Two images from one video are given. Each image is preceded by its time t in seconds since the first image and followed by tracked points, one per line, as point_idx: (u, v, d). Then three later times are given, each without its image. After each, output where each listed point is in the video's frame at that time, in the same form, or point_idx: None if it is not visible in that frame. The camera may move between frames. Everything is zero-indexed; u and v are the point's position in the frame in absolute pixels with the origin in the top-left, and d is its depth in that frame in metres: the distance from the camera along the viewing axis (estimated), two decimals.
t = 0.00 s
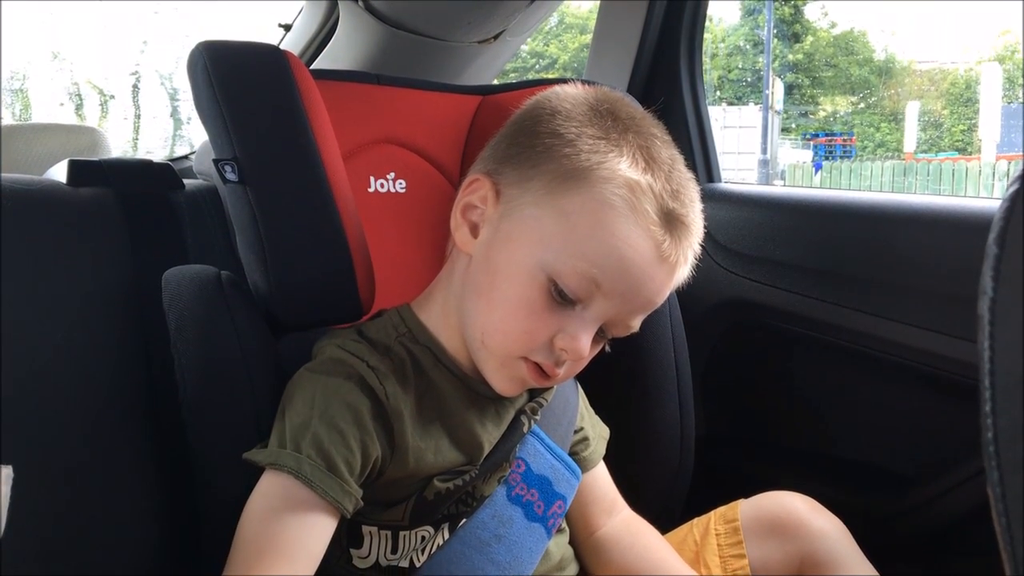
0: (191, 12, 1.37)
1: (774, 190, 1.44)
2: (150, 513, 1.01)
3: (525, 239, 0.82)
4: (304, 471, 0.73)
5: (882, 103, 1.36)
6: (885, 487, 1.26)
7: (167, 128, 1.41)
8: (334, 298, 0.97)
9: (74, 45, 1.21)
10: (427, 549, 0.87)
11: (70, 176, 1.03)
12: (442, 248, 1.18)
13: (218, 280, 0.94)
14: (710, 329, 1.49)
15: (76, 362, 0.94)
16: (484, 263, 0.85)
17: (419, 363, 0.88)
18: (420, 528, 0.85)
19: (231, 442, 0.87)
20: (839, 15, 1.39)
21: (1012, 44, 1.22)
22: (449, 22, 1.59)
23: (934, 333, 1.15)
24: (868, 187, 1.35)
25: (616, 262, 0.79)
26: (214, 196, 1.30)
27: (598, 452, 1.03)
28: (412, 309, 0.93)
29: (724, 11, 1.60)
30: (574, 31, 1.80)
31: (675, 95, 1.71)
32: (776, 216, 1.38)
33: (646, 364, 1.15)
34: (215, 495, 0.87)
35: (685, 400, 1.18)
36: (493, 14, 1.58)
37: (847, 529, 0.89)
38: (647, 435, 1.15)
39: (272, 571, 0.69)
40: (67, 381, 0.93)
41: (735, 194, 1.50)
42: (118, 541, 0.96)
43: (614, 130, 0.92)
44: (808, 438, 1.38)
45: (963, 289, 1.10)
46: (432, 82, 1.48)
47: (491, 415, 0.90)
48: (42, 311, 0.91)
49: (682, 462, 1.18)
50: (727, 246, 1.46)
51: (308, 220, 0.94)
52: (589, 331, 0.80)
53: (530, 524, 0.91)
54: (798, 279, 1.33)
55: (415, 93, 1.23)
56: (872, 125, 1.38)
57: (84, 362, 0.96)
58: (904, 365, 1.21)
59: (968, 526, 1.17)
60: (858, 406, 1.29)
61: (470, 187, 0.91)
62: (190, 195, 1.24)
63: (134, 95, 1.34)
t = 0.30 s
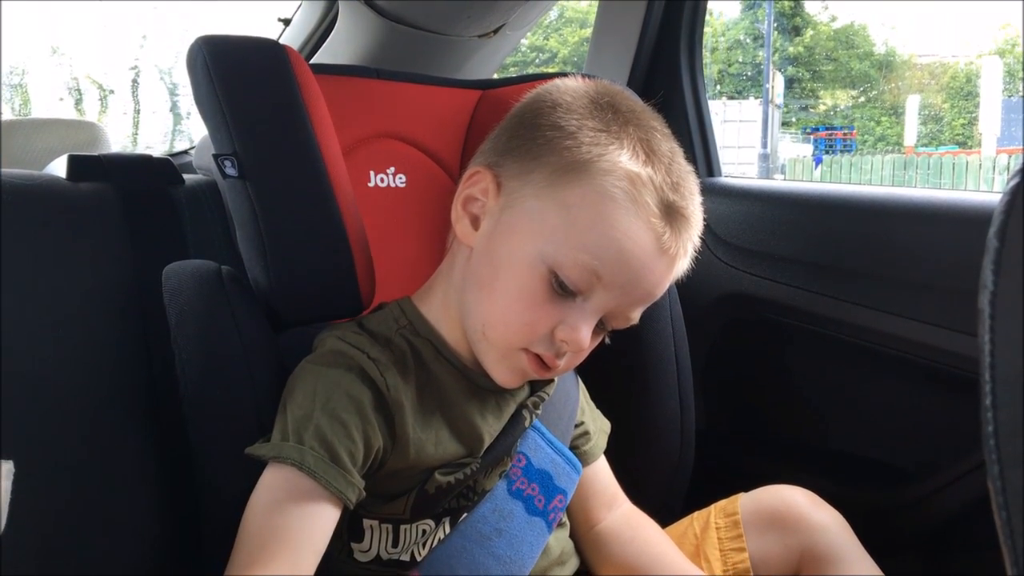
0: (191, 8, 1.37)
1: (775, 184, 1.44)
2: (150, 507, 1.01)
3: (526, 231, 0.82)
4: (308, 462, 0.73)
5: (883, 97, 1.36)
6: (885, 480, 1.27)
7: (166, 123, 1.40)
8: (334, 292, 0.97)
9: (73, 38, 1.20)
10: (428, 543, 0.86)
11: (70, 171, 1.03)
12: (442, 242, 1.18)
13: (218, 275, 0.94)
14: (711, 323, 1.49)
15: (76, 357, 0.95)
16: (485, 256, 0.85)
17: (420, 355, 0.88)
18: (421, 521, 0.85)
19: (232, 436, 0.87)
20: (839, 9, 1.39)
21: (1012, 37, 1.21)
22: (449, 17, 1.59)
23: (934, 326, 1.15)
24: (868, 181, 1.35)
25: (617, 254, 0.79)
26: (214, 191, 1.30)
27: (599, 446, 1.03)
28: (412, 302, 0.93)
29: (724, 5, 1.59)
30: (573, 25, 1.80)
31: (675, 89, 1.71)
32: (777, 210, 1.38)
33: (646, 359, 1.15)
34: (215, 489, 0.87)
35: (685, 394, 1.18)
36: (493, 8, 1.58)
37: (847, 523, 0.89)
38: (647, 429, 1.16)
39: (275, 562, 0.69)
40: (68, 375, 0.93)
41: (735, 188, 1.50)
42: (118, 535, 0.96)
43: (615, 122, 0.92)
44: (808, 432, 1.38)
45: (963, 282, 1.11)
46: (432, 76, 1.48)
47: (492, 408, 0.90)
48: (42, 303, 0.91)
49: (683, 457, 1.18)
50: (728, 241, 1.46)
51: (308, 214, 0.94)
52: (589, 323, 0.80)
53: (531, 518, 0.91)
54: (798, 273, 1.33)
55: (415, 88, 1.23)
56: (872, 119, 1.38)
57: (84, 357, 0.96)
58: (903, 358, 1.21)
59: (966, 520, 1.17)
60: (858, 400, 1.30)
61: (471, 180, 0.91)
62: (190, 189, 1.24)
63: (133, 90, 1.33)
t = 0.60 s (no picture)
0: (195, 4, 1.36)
1: (775, 179, 1.44)
2: (151, 501, 1.01)
3: (527, 227, 0.82)
4: (312, 455, 0.73)
5: (882, 92, 1.36)
6: (884, 475, 1.27)
7: (165, 117, 1.41)
8: (334, 287, 0.97)
9: (73, 37, 1.17)
10: (428, 537, 0.87)
11: (70, 166, 1.03)
12: (442, 237, 1.18)
13: (218, 270, 0.94)
14: (710, 318, 1.49)
15: (77, 353, 0.95)
16: (485, 251, 0.85)
17: (420, 350, 0.88)
18: (421, 516, 0.85)
19: (232, 432, 0.87)
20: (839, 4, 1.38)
21: (1013, 32, 1.21)
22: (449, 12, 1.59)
23: (934, 321, 1.15)
24: (867, 176, 1.35)
25: (618, 250, 0.79)
26: (214, 186, 1.30)
27: (598, 440, 1.03)
28: (412, 296, 0.93)
29: None
30: (573, 19, 1.79)
31: (675, 83, 1.71)
32: (776, 205, 1.38)
33: (646, 354, 1.15)
34: (217, 483, 0.87)
35: (685, 389, 1.18)
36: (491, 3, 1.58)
37: (847, 517, 0.89)
38: (647, 424, 1.16)
39: (288, 546, 0.69)
40: (69, 371, 0.93)
41: (735, 183, 1.50)
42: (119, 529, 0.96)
43: (617, 119, 0.91)
44: (807, 427, 1.38)
45: (963, 278, 1.11)
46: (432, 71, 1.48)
47: (492, 402, 0.91)
48: (41, 299, 0.91)
49: (682, 451, 1.18)
50: (727, 236, 1.46)
51: (308, 209, 0.94)
52: (589, 319, 0.80)
53: (530, 512, 0.91)
54: (798, 268, 1.33)
55: (414, 83, 1.23)
56: (872, 114, 1.38)
57: (84, 351, 0.96)
58: (903, 353, 1.21)
59: (965, 514, 1.17)
60: (857, 394, 1.30)
61: (472, 175, 0.91)
62: (190, 184, 1.24)
63: (133, 84, 1.33)
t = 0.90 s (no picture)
0: None
1: (775, 170, 1.44)
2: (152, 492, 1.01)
3: (532, 223, 0.82)
4: (343, 423, 0.74)
5: (883, 83, 1.35)
6: (883, 467, 1.27)
7: (165, 110, 1.39)
8: (334, 279, 0.97)
9: (70, 24, 1.20)
10: (428, 528, 0.87)
11: (68, 157, 1.03)
12: (442, 229, 1.18)
13: (218, 262, 0.94)
14: (710, 309, 1.49)
15: (76, 344, 0.95)
16: (490, 246, 0.85)
17: (425, 341, 0.89)
18: (422, 507, 0.86)
19: (233, 423, 0.87)
20: None
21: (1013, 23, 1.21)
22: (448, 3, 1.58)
23: (933, 313, 1.15)
24: (867, 167, 1.34)
25: (623, 248, 0.79)
26: (214, 177, 1.30)
27: (598, 432, 1.03)
28: (416, 288, 0.93)
29: None
30: (572, 11, 1.79)
31: (675, 75, 1.70)
32: (776, 196, 1.38)
33: (646, 346, 1.15)
34: (218, 475, 0.87)
35: (685, 381, 1.19)
36: None
37: (846, 509, 0.89)
38: (647, 415, 1.16)
39: (343, 501, 0.69)
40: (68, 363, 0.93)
41: (734, 174, 1.50)
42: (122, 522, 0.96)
43: (624, 116, 0.91)
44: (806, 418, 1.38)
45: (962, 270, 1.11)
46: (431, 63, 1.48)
47: (493, 395, 0.91)
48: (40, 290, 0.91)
49: (682, 442, 1.19)
50: (728, 228, 1.46)
51: (308, 201, 0.94)
52: (592, 316, 0.80)
53: (529, 504, 0.91)
54: (798, 260, 1.33)
55: (413, 74, 1.23)
56: (872, 106, 1.37)
57: (83, 344, 0.96)
58: (902, 345, 1.21)
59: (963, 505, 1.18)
60: (856, 385, 1.30)
61: (478, 170, 0.91)
62: (190, 175, 1.24)
63: (133, 75, 1.31)
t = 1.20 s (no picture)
0: None
1: (776, 160, 1.44)
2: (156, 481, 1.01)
3: (536, 213, 0.82)
4: (366, 389, 0.75)
5: (885, 73, 1.35)
6: (883, 457, 1.27)
7: (165, 99, 1.40)
8: (337, 268, 0.97)
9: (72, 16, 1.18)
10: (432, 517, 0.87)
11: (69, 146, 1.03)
12: (444, 219, 1.18)
13: (219, 252, 0.93)
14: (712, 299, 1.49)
15: (78, 333, 0.95)
16: (493, 236, 0.85)
17: (431, 330, 0.90)
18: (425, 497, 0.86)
19: (236, 412, 0.87)
20: None
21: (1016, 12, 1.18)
22: None
23: (935, 304, 1.15)
24: (869, 158, 1.34)
25: (626, 241, 0.79)
26: (215, 167, 1.30)
27: (599, 423, 1.03)
28: (420, 278, 0.94)
29: None
30: None
31: (676, 64, 1.70)
32: (778, 186, 1.38)
33: (647, 336, 1.15)
34: (221, 464, 0.88)
35: (686, 371, 1.19)
36: None
37: (846, 500, 0.90)
38: (649, 405, 1.16)
39: (378, 454, 0.70)
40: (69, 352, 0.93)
41: (736, 164, 1.50)
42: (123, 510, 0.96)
43: (628, 108, 0.91)
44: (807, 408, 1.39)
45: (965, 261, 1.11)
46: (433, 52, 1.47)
47: (497, 385, 0.92)
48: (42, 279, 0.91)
49: (683, 432, 1.19)
50: (730, 218, 1.46)
51: (310, 191, 0.94)
52: (595, 308, 0.80)
53: (530, 494, 0.92)
54: (800, 249, 1.33)
55: (415, 64, 1.22)
56: (874, 95, 1.37)
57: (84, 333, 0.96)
58: (905, 335, 1.21)
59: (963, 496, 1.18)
60: (857, 376, 1.30)
61: (481, 160, 0.91)
62: (190, 165, 1.24)
63: (132, 64, 1.31)
